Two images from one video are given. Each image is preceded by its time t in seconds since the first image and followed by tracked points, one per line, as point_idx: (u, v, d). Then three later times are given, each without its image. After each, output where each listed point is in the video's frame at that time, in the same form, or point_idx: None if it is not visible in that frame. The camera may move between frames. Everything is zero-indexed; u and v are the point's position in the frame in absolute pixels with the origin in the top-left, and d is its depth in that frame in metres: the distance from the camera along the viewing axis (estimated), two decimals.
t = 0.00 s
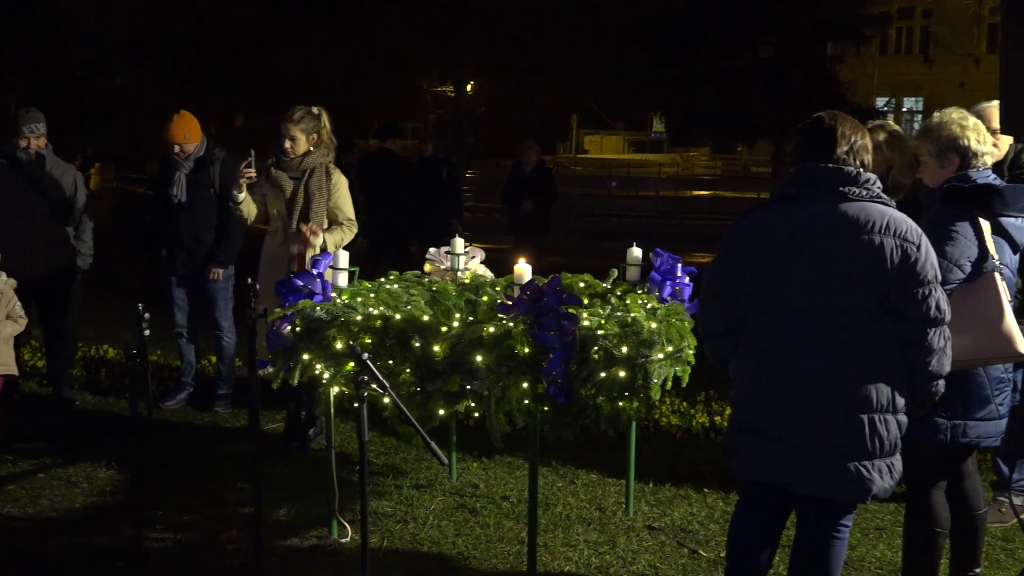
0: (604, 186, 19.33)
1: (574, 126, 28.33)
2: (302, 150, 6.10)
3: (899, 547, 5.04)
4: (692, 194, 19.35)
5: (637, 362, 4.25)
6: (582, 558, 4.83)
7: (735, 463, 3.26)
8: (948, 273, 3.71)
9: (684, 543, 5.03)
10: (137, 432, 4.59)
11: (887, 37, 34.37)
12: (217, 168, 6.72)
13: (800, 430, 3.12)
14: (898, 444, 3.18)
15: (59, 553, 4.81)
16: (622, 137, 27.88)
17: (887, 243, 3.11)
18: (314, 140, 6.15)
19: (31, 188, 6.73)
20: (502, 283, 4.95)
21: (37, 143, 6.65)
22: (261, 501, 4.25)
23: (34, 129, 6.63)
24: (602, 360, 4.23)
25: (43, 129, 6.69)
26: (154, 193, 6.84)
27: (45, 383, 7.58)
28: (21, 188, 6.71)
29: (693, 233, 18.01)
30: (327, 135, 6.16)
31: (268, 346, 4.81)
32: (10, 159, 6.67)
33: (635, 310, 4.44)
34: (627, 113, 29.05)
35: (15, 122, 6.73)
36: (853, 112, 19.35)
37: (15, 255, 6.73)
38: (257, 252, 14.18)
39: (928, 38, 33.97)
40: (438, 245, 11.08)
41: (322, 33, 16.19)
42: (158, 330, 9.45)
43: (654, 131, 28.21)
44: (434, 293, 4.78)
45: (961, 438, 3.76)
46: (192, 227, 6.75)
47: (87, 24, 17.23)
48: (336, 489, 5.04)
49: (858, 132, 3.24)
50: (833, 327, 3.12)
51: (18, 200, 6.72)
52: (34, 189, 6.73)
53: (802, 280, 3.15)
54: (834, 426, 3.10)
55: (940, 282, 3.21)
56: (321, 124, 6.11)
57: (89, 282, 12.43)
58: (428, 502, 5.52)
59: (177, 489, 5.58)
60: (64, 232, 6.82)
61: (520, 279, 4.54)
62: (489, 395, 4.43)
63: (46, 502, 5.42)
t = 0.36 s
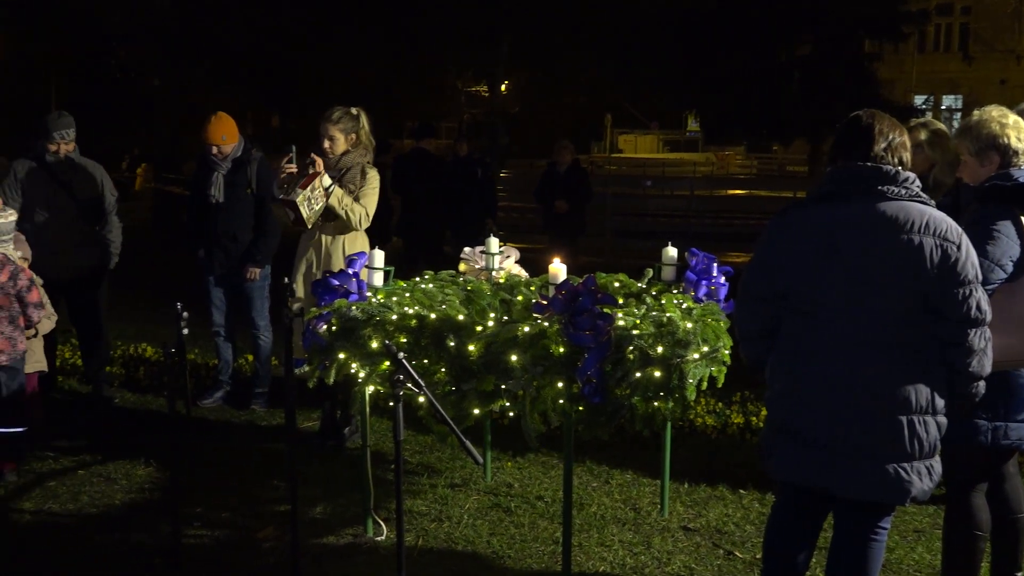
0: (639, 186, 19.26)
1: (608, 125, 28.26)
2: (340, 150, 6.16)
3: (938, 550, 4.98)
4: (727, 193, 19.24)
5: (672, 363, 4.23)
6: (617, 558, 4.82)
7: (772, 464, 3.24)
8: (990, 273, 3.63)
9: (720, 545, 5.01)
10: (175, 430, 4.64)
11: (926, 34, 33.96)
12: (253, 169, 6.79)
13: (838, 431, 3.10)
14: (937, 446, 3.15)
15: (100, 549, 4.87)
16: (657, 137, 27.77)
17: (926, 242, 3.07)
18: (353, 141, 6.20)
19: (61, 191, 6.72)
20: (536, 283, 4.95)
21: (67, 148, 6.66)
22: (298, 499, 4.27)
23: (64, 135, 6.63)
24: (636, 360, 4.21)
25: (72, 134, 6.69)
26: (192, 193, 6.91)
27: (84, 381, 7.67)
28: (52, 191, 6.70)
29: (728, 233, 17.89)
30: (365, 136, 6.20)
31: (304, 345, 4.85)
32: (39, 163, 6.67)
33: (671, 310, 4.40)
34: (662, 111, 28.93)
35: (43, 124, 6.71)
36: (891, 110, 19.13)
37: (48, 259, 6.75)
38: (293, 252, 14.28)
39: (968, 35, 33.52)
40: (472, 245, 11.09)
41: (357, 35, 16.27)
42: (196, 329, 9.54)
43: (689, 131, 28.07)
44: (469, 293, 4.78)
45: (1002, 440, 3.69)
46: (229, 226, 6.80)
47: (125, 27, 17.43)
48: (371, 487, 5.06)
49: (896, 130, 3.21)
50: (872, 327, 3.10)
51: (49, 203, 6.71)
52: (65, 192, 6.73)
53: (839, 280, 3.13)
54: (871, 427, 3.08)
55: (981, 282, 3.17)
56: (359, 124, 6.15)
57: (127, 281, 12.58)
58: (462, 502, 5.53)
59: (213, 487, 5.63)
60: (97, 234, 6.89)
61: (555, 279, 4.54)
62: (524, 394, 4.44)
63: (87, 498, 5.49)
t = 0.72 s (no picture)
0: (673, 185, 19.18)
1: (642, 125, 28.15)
2: (375, 150, 6.19)
3: (977, 554, 4.92)
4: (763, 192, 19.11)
5: (707, 363, 4.22)
6: (651, 559, 4.81)
7: (807, 466, 3.21)
8: None
9: (755, 546, 4.98)
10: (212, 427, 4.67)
11: (966, 31, 33.51)
12: (289, 169, 6.84)
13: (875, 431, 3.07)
14: (975, 448, 3.11)
15: (139, 545, 4.93)
16: (691, 136, 27.64)
17: (964, 242, 3.04)
18: (387, 140, 6.22)
19: (94, 194, 6.80)
20: (571, 282, 4.95)
21: (100, 153, 6.68)
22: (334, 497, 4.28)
23: (98, 141, 6.64)
24: (671, 360, 4.19)
25: (106, 139, 6.70)
26: (229, 192, 6.97)
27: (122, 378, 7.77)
28: (85, 193, 6.78)
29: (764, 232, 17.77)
30: (400, 136, 6.22)
31: (339, 344, 4.88)
32: (73, 166, 6.74)
33: (706, 310, 4.38)
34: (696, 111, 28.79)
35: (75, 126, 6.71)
36: (929, 108, 18.90)
37: (83, 260, 6.85)
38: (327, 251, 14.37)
39: (1008, 32, 33.04)
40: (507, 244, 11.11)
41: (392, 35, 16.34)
42: (233, 328, 9.63)
43: (723, 130, 27.93)
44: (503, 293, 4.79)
45: None
46: (266, 225, 6.85)
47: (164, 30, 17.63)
48: (405, 486, 5.09)
49: (932, 127, 3.20)
50: (909, 326, 3.06)
51: (83, 204, 6.79)
52: (99, 195, 6.81)
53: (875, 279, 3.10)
54: (909, 427, 3.05)
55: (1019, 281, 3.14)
56: (394, 124, 6.18)
57: (165, 280, 12.73)
58: (496, 501, 5.54)
59: (249, 484, 5.69)
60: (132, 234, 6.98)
61: (589, 279, 4.53)
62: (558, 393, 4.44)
63: (126, 495, 5.56)
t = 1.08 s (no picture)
0: (710, 184, 19.09)
1: (679, 123, 28.03)
2: (411, 149, 6.22)
3: (1021, 558, 4.85)
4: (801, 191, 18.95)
5: (745, 363, 4.19)
6: (688, 560, 4.79)
7: (847, 467, 3.17)
8: None
9: (793, 548, 4.94)
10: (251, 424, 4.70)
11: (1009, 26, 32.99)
12: (327, 169, 6.87)
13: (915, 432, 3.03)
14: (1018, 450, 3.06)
15: (181, 542, 4.99)
16: (728, 135, 27.47)
17: (1006, 241, 3.01)
18: (423, 140, 6.25)
19: (138, 189, 6.90)
20: (607, 282, 4.94)
21: (142, 149, 6.84)
22: (371, 495, 4.29)
23: (140, 136, 6.81)
24: (709, 360, 4.17)
25: (148, 136, 6.88)
26: (268, 193, 7.02)
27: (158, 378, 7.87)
28: (128, 190, 6.87)
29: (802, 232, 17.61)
30: (435, 135, 6.24)
31: (376, 343, 4.89)
32: (117, 164, 6.86)
33: (744, 310, 4.35)
34: (733, 109, 28.62)
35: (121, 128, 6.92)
36: (972, 105, 18.64)
37: (126, 258, 6.90)
38: (365, 251, 14.45)
39: None
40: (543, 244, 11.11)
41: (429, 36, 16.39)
42: (271, 327, 9.70)
43: (760, 129, 27.73)
44: (539, 292, 4.79)
45: None
46: (304, 225, 6.90)
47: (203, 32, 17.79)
48: (442, 485, 5.10)
49: (971, 125, 3.19)
50: (950, 325, 3.03)
51: (127, 204, 6.88)
52: (143, 190, 6.90)
53: (916, 278, 3.06)
54: (950, 427, 3.01)
55: None
56: (429, 124, 6.20)
57: (205, 280, 12.86)
58: (533, 501, 5.54)
59: (288, 482, 5.73)
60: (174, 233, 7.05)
61: (625, 278, 4.51)
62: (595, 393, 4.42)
63: (166, 492, 5.62)
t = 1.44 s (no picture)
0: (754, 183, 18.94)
1: (722, 121, 27.85)
2: (453, 148, 6.24)
3: None
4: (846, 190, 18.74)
5: (789, 363, 4.15)
6: (732, 561, 4.76)
7: (893, 469, 3.12)
8: None
9: (839, 550, 4.89)
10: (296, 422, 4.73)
11: None
12: (370, 168, 6.88)
13: (965, 433, 2.99)
14: None
15: (228, 537, 5.05)
16: (773, 132, 27.19)
17: None
18: (465, 139, 6.25)
19: (196, 186, 6.90)
20: (650, 280, 4.92)
21: (204, 148, 6.89)
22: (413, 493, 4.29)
23: (203, 136, 6.86)
24: (753, 360, 4.14)
25: (212, 137, 6.92)
26: (312, 193, 7.10)
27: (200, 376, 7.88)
28: (186, 186, 6.87)
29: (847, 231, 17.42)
30: (477, 134, 6.23)
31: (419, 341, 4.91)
32: (177, 161, 6.90)
33: (788, 310, 4.32)
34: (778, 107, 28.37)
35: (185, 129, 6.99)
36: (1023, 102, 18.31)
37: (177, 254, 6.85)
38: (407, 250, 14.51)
39: None
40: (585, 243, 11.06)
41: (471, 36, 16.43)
42: (315, 326, 9.77)
43: (806, 126, 27.38)
44: (582, 291, 4.79)
45: None
46: (347, 224, 6.93)
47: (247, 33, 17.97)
48: (484, 483, 5.11)
49: (1020, 122, 3.16)
50: (1001, 325, 2.98)
51: (186, 202, 6.88)
52: (199, 187, 6.91)
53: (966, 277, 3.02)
54: (1001, 429, 2.96)
55: None
56: (470, 123, 6.19)
57: (250, 278, 12.99)
58: (575, 499, 5.54)
59: (332, 478, 5.79)
60: (226, 231, 7.11)
61: (669, 277, 4.50)
62: (638, 392, 4.40)
63: (212, 487, 5.69)
